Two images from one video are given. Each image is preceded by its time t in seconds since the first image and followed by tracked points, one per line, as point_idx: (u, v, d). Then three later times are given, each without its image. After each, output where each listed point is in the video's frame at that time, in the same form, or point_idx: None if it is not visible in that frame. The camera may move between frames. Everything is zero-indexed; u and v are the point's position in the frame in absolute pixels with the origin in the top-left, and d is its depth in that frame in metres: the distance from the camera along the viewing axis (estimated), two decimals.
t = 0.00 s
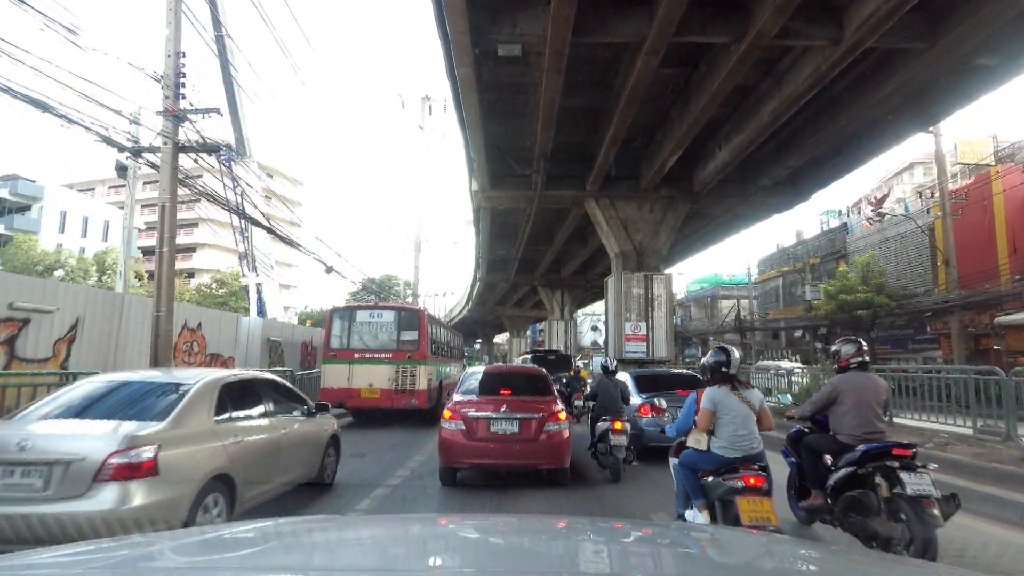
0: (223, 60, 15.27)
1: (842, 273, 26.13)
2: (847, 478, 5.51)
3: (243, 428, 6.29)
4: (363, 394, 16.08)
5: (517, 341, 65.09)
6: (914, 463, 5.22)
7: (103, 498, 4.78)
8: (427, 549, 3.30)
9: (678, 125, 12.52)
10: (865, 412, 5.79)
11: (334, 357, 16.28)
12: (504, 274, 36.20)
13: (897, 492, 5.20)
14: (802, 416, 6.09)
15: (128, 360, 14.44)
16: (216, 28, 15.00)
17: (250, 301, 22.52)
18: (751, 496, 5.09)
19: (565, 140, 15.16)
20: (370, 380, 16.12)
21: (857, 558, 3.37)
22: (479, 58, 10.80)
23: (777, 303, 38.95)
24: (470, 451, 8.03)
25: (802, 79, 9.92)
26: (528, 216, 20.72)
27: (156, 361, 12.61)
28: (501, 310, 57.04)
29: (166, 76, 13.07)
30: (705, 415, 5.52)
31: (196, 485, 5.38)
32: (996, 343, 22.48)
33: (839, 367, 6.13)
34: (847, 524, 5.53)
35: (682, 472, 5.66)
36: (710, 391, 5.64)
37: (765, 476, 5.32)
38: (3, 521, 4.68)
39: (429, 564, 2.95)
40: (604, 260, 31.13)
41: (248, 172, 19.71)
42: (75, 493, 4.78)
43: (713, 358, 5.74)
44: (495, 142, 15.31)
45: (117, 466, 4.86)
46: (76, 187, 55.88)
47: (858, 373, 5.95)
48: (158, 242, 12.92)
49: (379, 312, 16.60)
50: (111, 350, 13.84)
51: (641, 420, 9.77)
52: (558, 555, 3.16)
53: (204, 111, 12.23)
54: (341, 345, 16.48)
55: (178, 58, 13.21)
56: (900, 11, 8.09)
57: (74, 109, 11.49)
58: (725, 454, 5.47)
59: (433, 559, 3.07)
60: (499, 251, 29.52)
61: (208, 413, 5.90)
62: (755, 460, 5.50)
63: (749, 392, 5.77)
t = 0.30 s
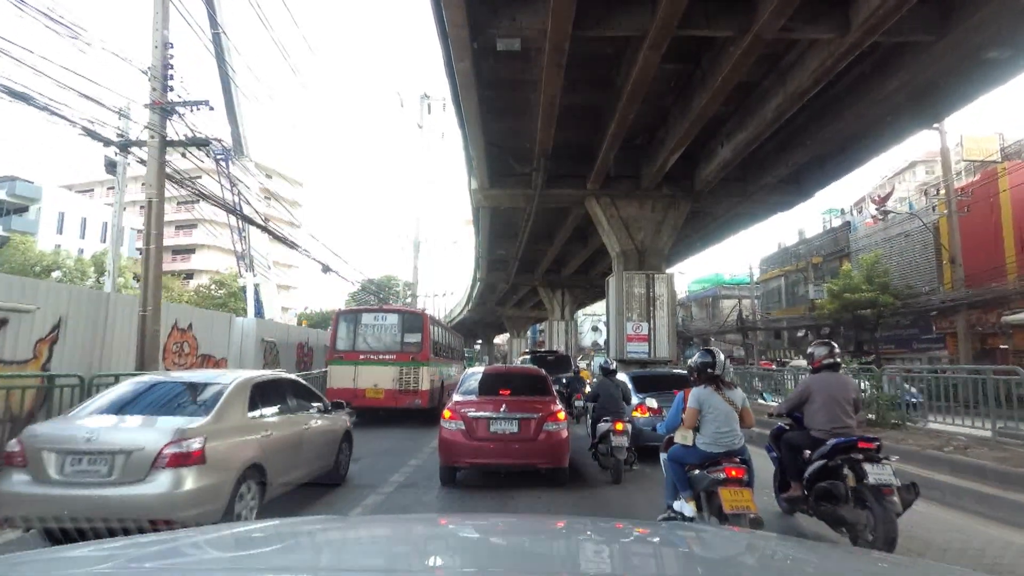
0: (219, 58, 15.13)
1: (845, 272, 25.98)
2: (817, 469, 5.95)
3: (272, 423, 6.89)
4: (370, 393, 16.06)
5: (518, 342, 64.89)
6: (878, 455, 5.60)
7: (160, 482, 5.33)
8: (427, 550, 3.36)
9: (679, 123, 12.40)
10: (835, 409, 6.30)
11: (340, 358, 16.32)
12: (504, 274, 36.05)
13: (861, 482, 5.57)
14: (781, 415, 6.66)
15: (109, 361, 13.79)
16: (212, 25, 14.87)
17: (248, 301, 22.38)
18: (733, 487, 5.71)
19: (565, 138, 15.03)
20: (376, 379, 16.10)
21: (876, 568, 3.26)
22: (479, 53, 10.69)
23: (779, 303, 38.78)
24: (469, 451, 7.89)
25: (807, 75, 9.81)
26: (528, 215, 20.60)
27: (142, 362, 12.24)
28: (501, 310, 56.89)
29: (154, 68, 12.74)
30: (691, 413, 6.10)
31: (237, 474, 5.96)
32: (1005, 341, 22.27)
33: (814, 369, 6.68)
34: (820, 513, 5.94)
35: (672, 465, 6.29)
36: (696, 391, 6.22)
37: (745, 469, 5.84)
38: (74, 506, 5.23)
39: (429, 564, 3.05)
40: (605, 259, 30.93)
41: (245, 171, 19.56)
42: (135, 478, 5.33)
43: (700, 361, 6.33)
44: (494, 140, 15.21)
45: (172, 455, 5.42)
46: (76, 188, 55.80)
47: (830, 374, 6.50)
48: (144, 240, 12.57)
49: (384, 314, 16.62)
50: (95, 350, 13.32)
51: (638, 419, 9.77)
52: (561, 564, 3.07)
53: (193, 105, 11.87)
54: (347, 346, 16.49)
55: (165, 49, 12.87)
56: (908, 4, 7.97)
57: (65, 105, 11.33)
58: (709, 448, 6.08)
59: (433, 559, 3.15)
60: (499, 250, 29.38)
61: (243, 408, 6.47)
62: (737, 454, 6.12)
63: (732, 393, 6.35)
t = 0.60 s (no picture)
0: (217, 53, 14.94)
1: (850, 272, 25.84)
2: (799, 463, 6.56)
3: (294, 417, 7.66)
4: (373, 392, 15.94)
5: (518, 341, 64.78)
6: (852, 449, 6.23)
7: (198, 468, 6.10)
8: (425, 549, 3.25)
9: (682, 118, 12.25)
10: (813, 407, 6.81)
11: (343, 358, 16.20)
12: (504, 273, 35.89)
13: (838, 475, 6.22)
14: (766, 412, 7.18)
15: (92, 360, 12.42)
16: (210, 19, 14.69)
17: (246, 300, 22.22)
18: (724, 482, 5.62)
19: (566, 134, 14.90)
20: (379, 379, 15.99)
21: (891, 574, 3.11)
22: (478, 46, 10.55)
23: (782, 302, 38.60)
24: (469, 451, 7.74)
25: (813, 68, 9.65)
26: (529, 213, 20.47)
27: (125, 361, 11.49)
28: (501, 310, 56.79)
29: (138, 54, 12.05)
30: (684, 413, 6.02)
31: (263, 462, 6.74)
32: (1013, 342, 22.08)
33: (794, 369, 7.19)
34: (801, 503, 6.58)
35: (665, 463, 6.18)
36: (688, 390, 6.12)
37: (736, 464, 5.81)
38: (124, 487, 6.04)
39: (429, 565, 2.95)
40: (606, 258, 30.75)
41: (243, 169, 19.38)
42: (176, 464, 6.11)
43: (691, 359, 6.24)
44: (495, 137, 15.06)
45: (209, 444, 6.20)
46: (74, 187, 55.70)
47: (810, 374, 7.00)
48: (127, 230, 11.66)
49: (387, 315, 16.43)
50: (77, 347, 12.03)
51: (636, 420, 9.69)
52: (563, 566, 2.96)
53: (178, 91, 11.34)
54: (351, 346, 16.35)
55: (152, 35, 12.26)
56: None
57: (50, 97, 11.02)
58: (701, 445, 6.00)
59: (432, 559, 3.05)
60: (500, 249, 29.25)
61: (268, 403, 7.25)
62: (729, 450, 6.02)
63: (724, 390, 6.24)
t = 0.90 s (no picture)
0: (213, 47, 14.75)
1: (855, 272, 25.66)
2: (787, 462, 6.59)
3: (310, 414, 8.15)
4: (375, 391, 15.79)
5: (518, 341, 64.61)
6: (839, 447, 6.25)
7: (226, 458, 6.59)
8: (423, 549, 3.10)
9: (686, 113, 12.08)
10: (801, 407, 6.82)
11: (346, 358, 16.05)
12: (505, 272, 35.71)
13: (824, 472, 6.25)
14: (754, 412, 7.19)
15: (68, 358, 12.03)
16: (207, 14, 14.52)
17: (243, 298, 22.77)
18: (722, 482, 5.50)
19: (568, 131, 14.73)
20: (382, 378, 15.83)
21: None
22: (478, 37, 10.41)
23: (784, 302, 38.40)
24: (467, 452, 7.57)
25: (821, 61, 9.47)
26: (529, 212, 20.28)
27: (103, 360, 10.77)
28: (501, 310, 56.61)
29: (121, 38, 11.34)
30: (682, 414, 5.86)
31: (284, 455, 7.22)
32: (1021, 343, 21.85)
33: (782, 370, 7.17)
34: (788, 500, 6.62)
35: (663, 464, 6.01)
36: (687, 390, 5.95)
37: (734, 465, 5.66)
38: (158, 475, 6.55)
39: (428, 565, 2.81)
40: (608, 257, 30.56)
41: (240, 167, 19.17)
42: (206, 455, 6.60)
43: (690, 359, 6.07)
44: (496, 132, 14.88)
45: (236, 436, 6.68)
46: (73, 185, 55.52)
47: (798, 374, 7.00)
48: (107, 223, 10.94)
49: (389, 316, 16.30)
50: (54, 343, 11.70)
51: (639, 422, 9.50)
52: (565, 567, 2.81)
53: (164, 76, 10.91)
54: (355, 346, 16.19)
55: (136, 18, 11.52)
56: None
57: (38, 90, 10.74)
58: (699, 446, 5.83)
59: (431, 559, 2.90)
60: (500, 248, 29.07)
61: (286, 400, 7.74)
62: (727, 451, 5.86)
63: (723, 392, 6.04)
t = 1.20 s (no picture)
0: (209, 39, 14.52)
1: (861, 269, 25.48)
2: (779, 459, 6.47)
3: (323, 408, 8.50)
4: (379, 389, 15.64)
5: (519, 339, 64.41)
6: (833, 444, 6.12)
7: (248, 448, 6.95)
8: (421, 548, 2.94)
9: (691, 106, 11.88)
10: (795, 404, 6.70)
11: (349, 355, 15.93)
12: (505, 269, 35.49)
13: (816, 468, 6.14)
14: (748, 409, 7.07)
15: (44, 356, 11.43)
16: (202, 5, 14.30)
17: (240, 293, 23.25)
18: (725, 483, 5.35)
19: (570, 124, 14.53)
20: (384, 375, 15.70)
21: None
22: (478, 26, 10.22)
23: (788, 300, 38.18)
24: (465, 451, 7.40)
25: (830, 51, 9.27)
26: (530, 208, 20.09)
27: (77, 356, 10.02)
28: (501, 307, 56.34)
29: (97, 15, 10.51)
30: (685, 415, 5.68)
31: (300, 446, 7.57)
32: None
33: (775, 368, 7.03)
34: (780, 497, 6.52)
35: (665, 463, 5.83)
36: (690, 389, 5.76)
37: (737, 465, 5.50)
38: (185, 464, 6.85)
39: (427, 564, 2.64)
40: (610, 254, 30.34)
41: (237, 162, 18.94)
42: (230, 444, 6.94)
43: (694, 357, 5.88)
44: (496, 126, 14.68)
45: (258, 427, 7.04)
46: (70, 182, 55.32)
47: (791, 373, 6.88)
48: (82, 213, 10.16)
49: (392, 315, 16.09)
50: (27, 337, 11.06)
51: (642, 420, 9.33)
52: (567, 567, 2.64)
53: (149, 61, 10.63)
54: (357, 343, 16.04)
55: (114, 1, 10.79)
56: None
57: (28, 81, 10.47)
58: (702, 446, 5.66)
59: (430, 558, 2.73)
60: (501, 245, 28.85)
61: (301, 394, 8.08)
62: (729, 451, 5.69)
63: (728, 392, 5.84)
